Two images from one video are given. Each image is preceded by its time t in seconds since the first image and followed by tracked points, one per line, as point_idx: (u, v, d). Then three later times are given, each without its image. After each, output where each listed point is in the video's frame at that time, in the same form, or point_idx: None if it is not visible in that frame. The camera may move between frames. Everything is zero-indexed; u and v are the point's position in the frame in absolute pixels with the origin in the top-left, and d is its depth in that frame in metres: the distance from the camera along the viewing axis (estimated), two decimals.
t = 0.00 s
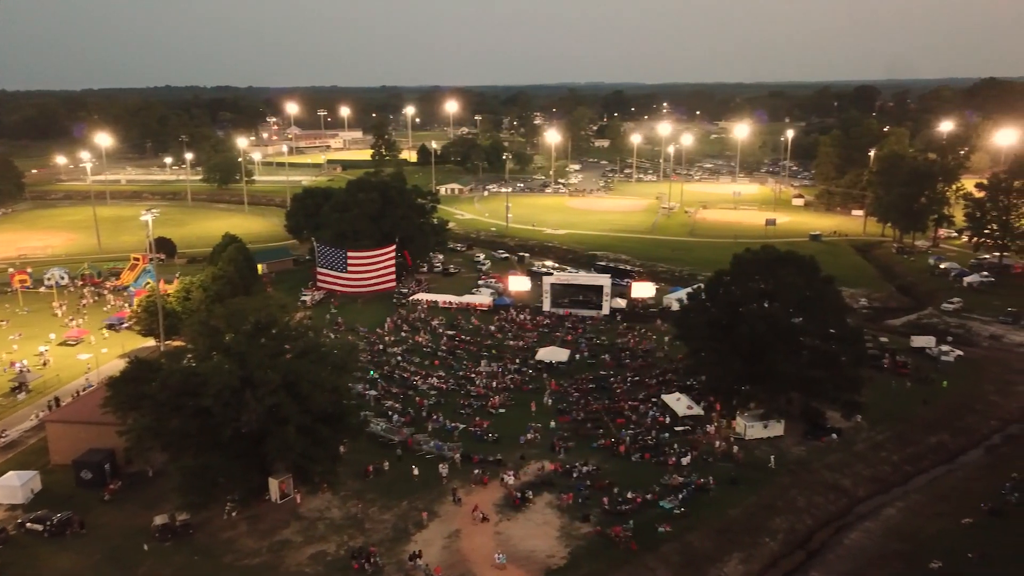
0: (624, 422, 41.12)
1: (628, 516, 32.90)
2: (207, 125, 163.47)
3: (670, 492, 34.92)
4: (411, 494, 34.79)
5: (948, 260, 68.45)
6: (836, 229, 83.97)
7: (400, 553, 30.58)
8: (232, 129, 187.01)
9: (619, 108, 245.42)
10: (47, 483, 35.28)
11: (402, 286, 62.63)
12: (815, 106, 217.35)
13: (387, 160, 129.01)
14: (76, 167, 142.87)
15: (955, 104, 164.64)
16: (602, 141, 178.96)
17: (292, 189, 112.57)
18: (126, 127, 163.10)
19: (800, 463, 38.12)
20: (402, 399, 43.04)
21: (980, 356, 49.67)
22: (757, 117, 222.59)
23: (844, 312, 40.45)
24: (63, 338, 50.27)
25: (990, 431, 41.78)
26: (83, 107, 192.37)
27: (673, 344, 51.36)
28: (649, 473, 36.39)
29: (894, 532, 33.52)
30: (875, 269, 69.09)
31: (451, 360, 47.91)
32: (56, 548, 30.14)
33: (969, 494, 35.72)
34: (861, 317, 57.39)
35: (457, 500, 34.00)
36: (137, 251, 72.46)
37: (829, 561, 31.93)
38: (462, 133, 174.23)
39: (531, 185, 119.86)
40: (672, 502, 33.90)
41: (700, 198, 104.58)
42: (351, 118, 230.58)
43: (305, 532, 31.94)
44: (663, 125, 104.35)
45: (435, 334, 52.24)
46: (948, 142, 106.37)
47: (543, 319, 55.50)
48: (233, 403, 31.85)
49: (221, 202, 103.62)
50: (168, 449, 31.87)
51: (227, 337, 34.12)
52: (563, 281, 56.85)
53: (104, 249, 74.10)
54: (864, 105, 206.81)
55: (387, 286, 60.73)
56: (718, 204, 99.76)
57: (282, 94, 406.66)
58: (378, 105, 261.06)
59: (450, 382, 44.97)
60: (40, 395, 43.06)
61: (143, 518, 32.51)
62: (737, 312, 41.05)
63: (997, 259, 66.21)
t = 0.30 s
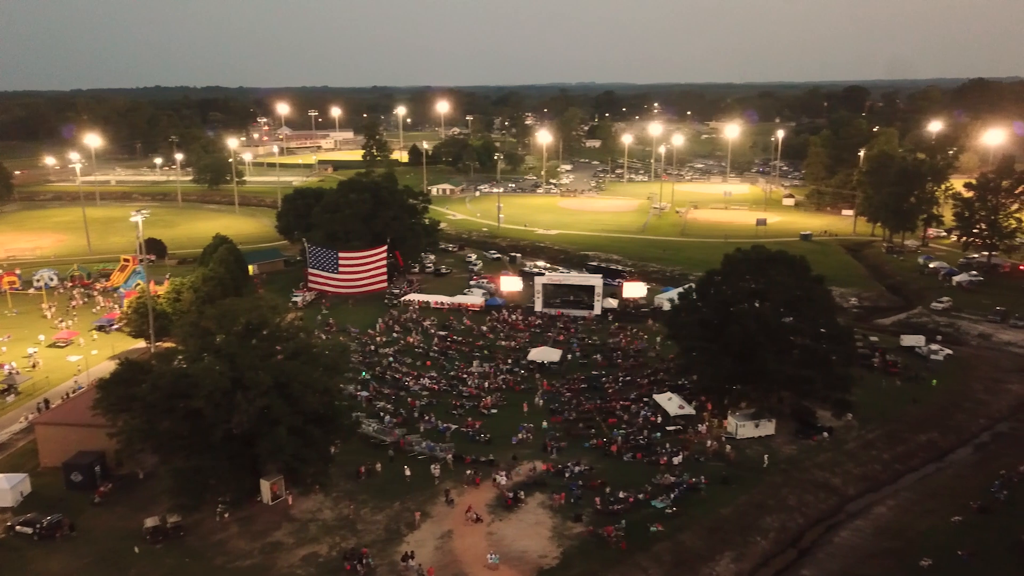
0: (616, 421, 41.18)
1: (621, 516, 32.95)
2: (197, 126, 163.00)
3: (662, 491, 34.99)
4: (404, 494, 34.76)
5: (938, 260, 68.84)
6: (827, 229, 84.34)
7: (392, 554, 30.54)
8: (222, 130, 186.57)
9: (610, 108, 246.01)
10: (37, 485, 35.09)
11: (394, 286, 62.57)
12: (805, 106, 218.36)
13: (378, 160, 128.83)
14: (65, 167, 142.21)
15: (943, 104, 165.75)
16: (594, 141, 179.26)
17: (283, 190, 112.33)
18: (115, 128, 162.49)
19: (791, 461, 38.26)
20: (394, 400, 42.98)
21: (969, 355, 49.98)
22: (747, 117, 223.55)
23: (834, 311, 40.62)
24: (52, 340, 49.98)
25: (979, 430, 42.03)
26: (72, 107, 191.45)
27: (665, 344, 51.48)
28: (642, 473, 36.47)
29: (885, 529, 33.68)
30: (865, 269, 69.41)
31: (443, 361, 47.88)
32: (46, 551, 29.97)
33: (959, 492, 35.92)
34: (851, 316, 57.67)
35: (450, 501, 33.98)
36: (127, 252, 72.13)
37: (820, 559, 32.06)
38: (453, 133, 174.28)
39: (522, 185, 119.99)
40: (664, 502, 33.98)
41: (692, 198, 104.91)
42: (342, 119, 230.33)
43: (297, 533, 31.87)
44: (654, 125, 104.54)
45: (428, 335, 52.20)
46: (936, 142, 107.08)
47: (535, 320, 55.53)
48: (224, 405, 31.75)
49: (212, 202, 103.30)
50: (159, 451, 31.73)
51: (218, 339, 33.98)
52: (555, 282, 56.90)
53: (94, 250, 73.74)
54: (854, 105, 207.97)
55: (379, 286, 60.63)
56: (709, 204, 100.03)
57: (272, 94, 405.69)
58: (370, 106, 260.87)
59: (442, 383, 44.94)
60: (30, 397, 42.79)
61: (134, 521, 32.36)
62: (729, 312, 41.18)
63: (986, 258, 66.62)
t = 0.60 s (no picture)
0: (606, 421, 41.24)
1: (611, 516, 33.01)
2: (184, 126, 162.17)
3: (652, 490, 35.08)
4: (393, 495, 34.69)
5: (925, 259, 69.30)
6: (815, 228, 84.73)
7: (382, 555, 30.48)
8: (210, 131, 185.72)
9: (599, 108, 246.55)
10: (24, 488, 34.84)
11: (383, 287, 62.46)
12: (792, 106, 219.48)
13: (367, 160, 128.54)
14: (51, 168, 141.20)
15: (929, 103, 166.96)
16: (583, 141, 179.52)
17: (271, 190, 111.92)
18: (102, 129, 161.42)
19: (780, 460, 38.43)
20: (384, 401, 42.90)
21: (955, 353, 50.35)
22: (735, 117, 224.49)
23: (822, 311, 40.80)
24: (39, 342, 49.63)
25: (965, 427, 42.35)
26: (57, 107, 190.15)
27: (654, 344, 51.61)
28: (631, 472, 36.56)
29: (873, 527, 33.87)
30: (853, 268, 69.79)
31: (432, 362, 47.83)
32: (33, 554, 29.76)
33: (946, 489, 36.17)
34: (839, 315, 57.98)
35: (440, 501, 33.95)
36: (114, 253, 71.69)
37: (809, 557, 32.22)
38: (442, 134, 174.08)
39: (512, 185, 120.01)
40: (654, 501, 34.06)
41: (680, 198, 105.21)
42: (331, 119, 229.80)
43: (286, 535, 31.77)
44: (643, 125, 104.71)
45: (417, 335, 52.13)
46: (922, 142, 107.85)
47: (524, 320, 55.53)
48: (213, 407, 31.61)
49: (200, 203, 102.80)
50: (147, 453, 31.54)
51: (206, 340, 33.80)
52: (544, 282, 56.93)
53: (80, 252, 73.22)
54: (841, 105, 209.21)
55: (368, 287, 60.47)
56: (697, 204, 100.31)
57: (261, 95, 404.11)
58: (358, 106, 260.37)
59: (432, 383, 44.89)
60: (15, 400, 42.46)
61: (122, 524, 32.17)
62: (718, 312, 41.31)
63: (972, 257, 67.13)
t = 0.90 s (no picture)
0: (597, 421, 41.28)
1: (603, 515, 33.06)
2: (174, 127, 161.52)
3: (644, 490, 35.15)
4: (386, 496, 34.65)
5: (914, 258, 69.70)
6: (805, 228, 85.07)
7: (374, 556, 30.44)
8: (200, 132, 185.03)
9: (590, 108, 247.00)
10: (13, 491, 34.63)
11: (375, 287, 62.38)
12: (782, 106, 220.37)
13: (358, 160, 128.31)
14: (39, 169, 140.37)
15: (918, 103, 167.88)
16: (574, 141, 179.74)
17: (262, 191, 111.60)
18: (91, 129, 160.50)
19: (771, 459, 38.58)
20: (375, 402, 42.81)
21: (944, 352, 50.63)
22: (725, 117, 225.41)
23: (813, 310, 40.93)
24: (28, 344, 49.34)
25: (954, 426, 42.61)
26: (45, 108, 189.08)
27: (646, 343, 51.70)
28: (623, 472, 36.63)
29: (863, 525, 34.03)
30: (843, 268, 70.08)
31: (424, 362, 47.80)
32: (22, 557, 29.58)
33: (936, 487, 36.37)
34: (830, 315, 58.23)
35: (432, 502, 33.92)
36: (103, 254, 71.31)
37: (800, 555, 32.35)
38: (433, 134, 174.05)
39: (503, 186, 119.96)
40: (646, 500, 34.14)
41: (671, 198, 105.46)
42: (321, 119, 229.31)
43: (278, 537, 31.69)
44: (634, 125, 104.81)
45: (409, 336, 52.07)
46: (911, 142, 108.47)
47: (516, 320, 55.53)
48: (204, 408, 31.51)
49: (190, 204, 102.37)
50: (137, 455, 31.41)
51: (196, 341, 33.63)
52: (536, 282, 56.94)
53: (69, 253, 72.77)
54: (830, 106, 210.17)
55: (360, 288, 60.41)
56: (688, 204, 100.51)
57: (251, 96, 402.68)
58: (349, 106, 259.90)
59: (423, 384, 44.82)
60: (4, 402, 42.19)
61: (112, 526, 32.02)
62: (708, 311, 41.43)
63: (961, 256, 67.55)
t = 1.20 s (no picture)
0: (587, 421, 41.34)
1: (593, 515, 33.12)
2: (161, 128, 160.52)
3: (633, 489, 35.23)
4: (375, 497, 34.60)
5: (900, 257, 70.14)
6: (794, 228, 85.46)
7: (364, 557, 30.38)
8: (188, 132, 184.00)
9: (579, 108, 247.40)
10: None
11: (364, 288, 62.27)
12: (770, 106, 221.41)
13: (347, 161, 127.92)
14: (24, 170, 139.19)
15: (904, 103, 169.19)
16: (563, 141, 179.98)
17: (250, 192, 111.17)
18: (77, 130, 159.35)
19: (760, 458, 38.74)
20: (365, 403, 42.70)
21: (931, 350, 51.00)
22: (714, 117, 226.36)
23: (800, 309, 41.13)
24: (14, 346, 48.97)
25: (941, 424, 42.93)
26: (30, 108, 187.54)
27: (635, 343, 51.80)
28: (613, 471, 36.69)
29: (852, 523, 34.23)
30: (831, 267, 70.46)
31: (413, 363, 47.74)
32: (9, 561, 29.35)
33: (923, 484, 36.62)
34: (817, 314, 58.55)
35: (422, 503, 33.88)
36: (90, 256, 70.82)
37: (789, 553, 32.50)
38: (423, 134, 173.92)
39: (492, 186, 119.93)
40: (636, 499, 34.22)
41: (660, 198, 105.76)
42: (310, 120, 228.66)
43: (267, 539, 31.56)
44: (622, 125, 104.76)
45: (398, 336, 51.99)
46: (897, 142, 109.26)
47: (505, 320, 55.53)
48: (192, 410, 31.38)
49: (178, 205, 101.85)
50: (125, 458, 31.25)
51: (184, 343, 33.47)
52: (525, 282, 56.94)
53: (55, 255, 72.21)
54: (818, 106, 211.49)
55: (349, 289, 60.27)
56: (677, 204, 100.81)
57: (239, 96, 401.26)
58: (338, 107, 259.24)
59: (413, 385, 44.74)
60: None
61: (100, 529, 31.82)
62: (697, 311, 41.57)
63: (947, 255, 68.06)
